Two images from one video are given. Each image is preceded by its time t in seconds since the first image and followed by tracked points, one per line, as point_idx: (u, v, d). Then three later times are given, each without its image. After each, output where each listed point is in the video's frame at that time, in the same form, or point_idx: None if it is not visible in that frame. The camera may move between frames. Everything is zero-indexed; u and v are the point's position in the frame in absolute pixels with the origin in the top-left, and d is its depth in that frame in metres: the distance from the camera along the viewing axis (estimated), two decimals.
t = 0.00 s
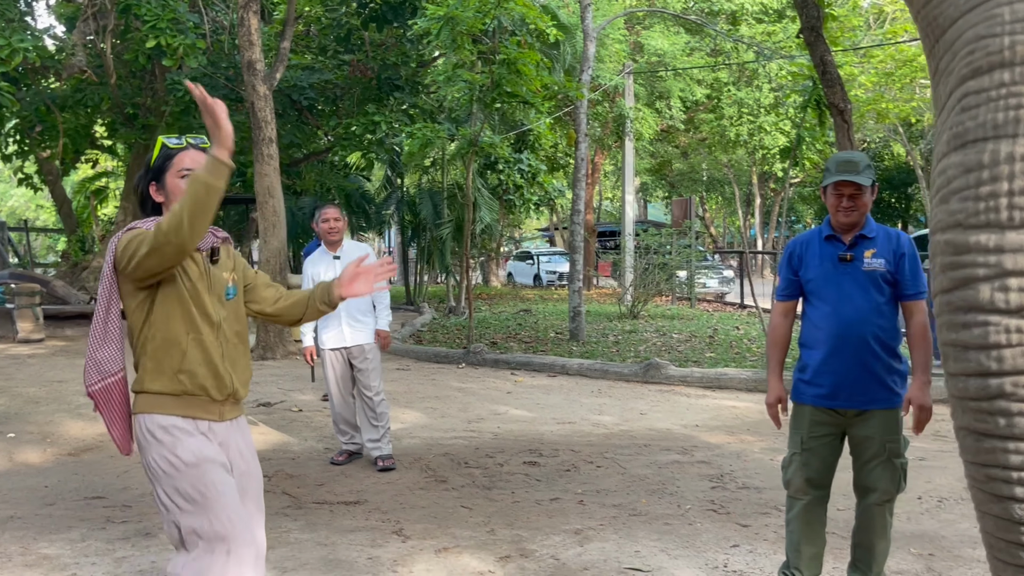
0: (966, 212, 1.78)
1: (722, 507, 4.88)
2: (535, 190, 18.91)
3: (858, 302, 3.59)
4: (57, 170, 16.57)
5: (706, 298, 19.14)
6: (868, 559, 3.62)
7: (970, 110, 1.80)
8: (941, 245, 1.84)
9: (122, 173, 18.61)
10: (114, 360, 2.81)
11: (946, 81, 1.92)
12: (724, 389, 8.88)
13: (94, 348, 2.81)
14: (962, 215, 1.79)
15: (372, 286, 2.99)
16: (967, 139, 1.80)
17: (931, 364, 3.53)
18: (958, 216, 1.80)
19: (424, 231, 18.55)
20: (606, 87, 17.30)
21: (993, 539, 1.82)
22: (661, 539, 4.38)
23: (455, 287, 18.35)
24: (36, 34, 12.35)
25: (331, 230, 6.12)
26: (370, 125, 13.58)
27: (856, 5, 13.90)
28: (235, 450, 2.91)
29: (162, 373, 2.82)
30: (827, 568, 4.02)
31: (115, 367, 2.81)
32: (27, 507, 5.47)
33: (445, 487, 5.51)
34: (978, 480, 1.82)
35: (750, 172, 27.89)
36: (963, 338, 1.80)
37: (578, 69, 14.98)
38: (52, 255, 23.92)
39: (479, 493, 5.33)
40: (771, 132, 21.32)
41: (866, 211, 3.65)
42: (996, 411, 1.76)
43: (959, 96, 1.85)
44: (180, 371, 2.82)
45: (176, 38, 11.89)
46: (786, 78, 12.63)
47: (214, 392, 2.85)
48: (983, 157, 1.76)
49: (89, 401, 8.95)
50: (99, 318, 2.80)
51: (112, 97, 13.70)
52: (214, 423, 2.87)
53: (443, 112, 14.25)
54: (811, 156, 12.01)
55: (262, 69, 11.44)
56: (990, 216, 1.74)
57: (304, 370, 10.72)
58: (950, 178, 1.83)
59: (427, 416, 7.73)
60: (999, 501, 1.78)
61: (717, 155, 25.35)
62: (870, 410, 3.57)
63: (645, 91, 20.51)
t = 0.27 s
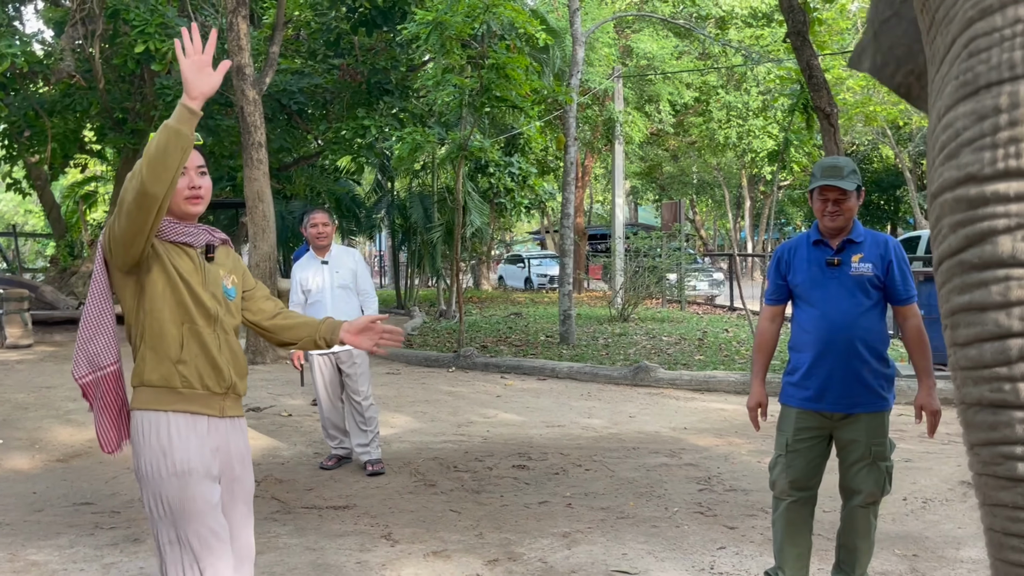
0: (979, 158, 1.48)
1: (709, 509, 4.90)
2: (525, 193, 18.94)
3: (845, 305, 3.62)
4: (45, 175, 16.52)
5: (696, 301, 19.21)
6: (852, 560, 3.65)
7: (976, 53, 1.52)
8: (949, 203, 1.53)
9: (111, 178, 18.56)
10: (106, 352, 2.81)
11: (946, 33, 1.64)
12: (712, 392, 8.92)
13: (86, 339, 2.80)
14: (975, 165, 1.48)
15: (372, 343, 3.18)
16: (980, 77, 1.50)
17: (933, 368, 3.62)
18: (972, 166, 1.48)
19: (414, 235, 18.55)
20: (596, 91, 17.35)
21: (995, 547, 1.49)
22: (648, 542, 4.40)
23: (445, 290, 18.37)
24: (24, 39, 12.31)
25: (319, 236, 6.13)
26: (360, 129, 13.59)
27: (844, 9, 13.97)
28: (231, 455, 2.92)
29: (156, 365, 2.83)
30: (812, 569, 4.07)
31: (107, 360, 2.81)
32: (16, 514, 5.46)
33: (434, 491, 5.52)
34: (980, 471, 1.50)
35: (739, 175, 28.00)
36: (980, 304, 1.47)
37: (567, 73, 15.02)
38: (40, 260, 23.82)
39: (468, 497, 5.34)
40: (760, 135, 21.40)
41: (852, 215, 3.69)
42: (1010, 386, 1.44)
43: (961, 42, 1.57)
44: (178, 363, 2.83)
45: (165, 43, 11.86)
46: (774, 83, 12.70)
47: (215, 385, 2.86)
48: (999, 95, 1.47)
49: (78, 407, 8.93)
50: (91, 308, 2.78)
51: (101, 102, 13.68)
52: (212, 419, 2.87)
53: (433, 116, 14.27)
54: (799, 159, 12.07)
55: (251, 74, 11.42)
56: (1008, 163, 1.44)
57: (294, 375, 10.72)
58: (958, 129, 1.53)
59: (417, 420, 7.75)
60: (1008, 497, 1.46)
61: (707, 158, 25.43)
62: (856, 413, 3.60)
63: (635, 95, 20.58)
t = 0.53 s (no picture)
0: (979, 118, 1.48)
1: (701, 513, 4.91)
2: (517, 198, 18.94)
3: (835, 308, 3.64)
4: (35, 181, 16.46)
5: (688, 305, 19.23)
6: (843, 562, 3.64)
7: (973, 18, 1.55)
8: (941, 165, 1.54)
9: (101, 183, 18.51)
10: (100, 372, 2.80)
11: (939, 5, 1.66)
12: (705, 396, 8.94)
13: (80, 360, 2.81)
14: (971, 128, 1.49)
15: (376, 325, 3.05)
16: (978, 40, 1.51)
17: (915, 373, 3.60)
18: (970, 128, 1.49)
19: (406, 239, 18.53)
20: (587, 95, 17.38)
21: (969, 516, 1.51)
22: (641, 546, 4.41)
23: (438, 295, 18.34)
24: (14, 44, 12.26)
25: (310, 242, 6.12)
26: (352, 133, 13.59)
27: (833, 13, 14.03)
28: (230, 480, 2.87)
29: (149, 385, 2.82)
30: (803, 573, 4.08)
31: (101, 380, 2.81)
32: (6, 521, 5.43)
33: (426, 496, 5.52)
34: (959, 443, 1.53)
35: (731, 180, 28.07)
36: (971, 267, 1.48)
37: (559, 78, 15.03)
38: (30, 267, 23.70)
39: (461, 502, 5.34)
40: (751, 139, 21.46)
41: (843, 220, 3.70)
42: (998, 353, 1.46)
43: (958, 10, 1.59)
44: (169, 385, 2.82)
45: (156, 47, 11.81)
46: (764, 88, 12.77)
47: (205, 408, 2.84)
48: (999, 57, 1.48)
49: (68, 414, 8.89)
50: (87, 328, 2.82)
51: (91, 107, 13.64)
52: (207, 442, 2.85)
53: (425, 121, 14.27)
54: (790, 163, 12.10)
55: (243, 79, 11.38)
56: (1006, 124, 1.45)
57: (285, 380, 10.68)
58: (952, 92, 1.54)
59: (409, 425, 7.74)
60: (990, 471, 1.48)
61: (699, 162, 25.49)
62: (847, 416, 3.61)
63: (626, 99, 20.62)
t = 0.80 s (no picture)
0: (943, 138, 1.18)
1: (700, 520, 4.90)
2: (513, 203, 18.95)
3: (825, 315, 3.63)
4: (29, 188, 16.41)
5: (683, 309, 19.27)
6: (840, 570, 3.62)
7: (933, 20, 1.22)
8: (899, 189, 1.22)
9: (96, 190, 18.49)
10: (113, 377, 2.74)
11: (887, 12, 1.32)
12: (701, 401, 8.94)
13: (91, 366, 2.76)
14: (932, 148, 1.18)
15: (390, 263, 2.82)
16: (941, 51, 1.19)
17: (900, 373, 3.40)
18: (932, 147, 1.18)
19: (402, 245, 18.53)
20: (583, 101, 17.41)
21: (916, 541, 1.21)
22: (640, 554, 4.40)
23: (434, 301, 18.35)
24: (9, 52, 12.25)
25: (306, 249, 6.13)
26: (348, 140, 13.60)
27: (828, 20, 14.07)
28: (237, 481, 2.89)
29: (161, 386, 2.81)
30: None
31: (118, 385, 2.74)
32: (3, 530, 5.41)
33: (424, 504, 5.50)
34: (904, 461, 1.23)
35: (726, 185, 28.17)
36: (929, 290, 1.18)
37: (555, 84, 15.04)
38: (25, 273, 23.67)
39: (458, 510, 5.32)
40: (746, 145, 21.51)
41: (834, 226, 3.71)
42: (960, 367, 1.15)
43: (915, 18, 1.25)
44: (175, 386, 2.82)
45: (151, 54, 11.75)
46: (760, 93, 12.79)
47: (213, 408, 2.84)
48: (965, 72, 1.17)
49: (64, 422, 8.87)
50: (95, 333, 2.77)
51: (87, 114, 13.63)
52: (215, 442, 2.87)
53: (421, 127, 14.27)
54: (786, 169, 12.12)
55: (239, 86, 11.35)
56: (971, 143, 1.15)
57: (282, 387, 10.67)
58: (912, 112, 1.22)
59: (406, 431, 7.72)
60: (940, 487, 1.17)
61: (693, 167, 25.56)
62: (837, 422, 3.60)
63: (621, 105, 20.67)
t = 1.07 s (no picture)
0: (875, 174, 1.24)
1: (702, 528, 4.89)
2: (510, 210, 18.92)
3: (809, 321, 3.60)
4: (26, 195, 16.36)
5: (682, 315, 19.23)
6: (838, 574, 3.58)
7: (870, 63, 1.29)
8: (831, 225, 1.29)
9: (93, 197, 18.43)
10: (125, 407, 2.80)
11: (822, 54, 1.40)
12: (701, 408, 8.93)
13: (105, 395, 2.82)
14: (864, 184, 1.25)
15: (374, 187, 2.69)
16: (875, 91, 1.26)
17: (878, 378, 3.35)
18: (863, 184, 1.25)
19: (400, 252, 18.50)
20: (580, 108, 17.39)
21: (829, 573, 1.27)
22: (642, 562, 4.39)
23: (431, 307, 18.31)
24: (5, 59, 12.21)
25: (305, 257, 6.12)
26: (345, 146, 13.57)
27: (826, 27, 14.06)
28: (244, 503, 2.87)
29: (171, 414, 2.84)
30: None
31: (133, 413, 2.80)
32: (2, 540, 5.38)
33: (424, 512, 5.48)
34: (825, 496, 1.29)
35: (723, 191, 28.15)
36: (854, 323, 1.24)
37: (552, 91, 15.03)
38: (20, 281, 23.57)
39: (459, 519, 5.30)
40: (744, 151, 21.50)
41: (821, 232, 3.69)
42: (877, 404, 1.21)
43: (850, 57, 1.33)
44: (183, 413, 2.83)
45: (148, 61, 11.72)
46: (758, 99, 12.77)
47: (217, 433, 2.84)
48: (898, 109, 1.25)
49: (62, 431, 8.83)
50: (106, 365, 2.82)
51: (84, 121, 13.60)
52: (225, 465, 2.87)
53: (418, 134, 14.25)
54: (784, 176, 12.11)
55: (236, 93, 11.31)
56: (902, 181, 1.22)
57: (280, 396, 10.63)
58: (846, 147, 1.29)
59: (406, 439, 7.70)
60: (850, 524, 1.23)
61: (690, 173, 25.55)
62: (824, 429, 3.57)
63: (619, 111, 20.65)
